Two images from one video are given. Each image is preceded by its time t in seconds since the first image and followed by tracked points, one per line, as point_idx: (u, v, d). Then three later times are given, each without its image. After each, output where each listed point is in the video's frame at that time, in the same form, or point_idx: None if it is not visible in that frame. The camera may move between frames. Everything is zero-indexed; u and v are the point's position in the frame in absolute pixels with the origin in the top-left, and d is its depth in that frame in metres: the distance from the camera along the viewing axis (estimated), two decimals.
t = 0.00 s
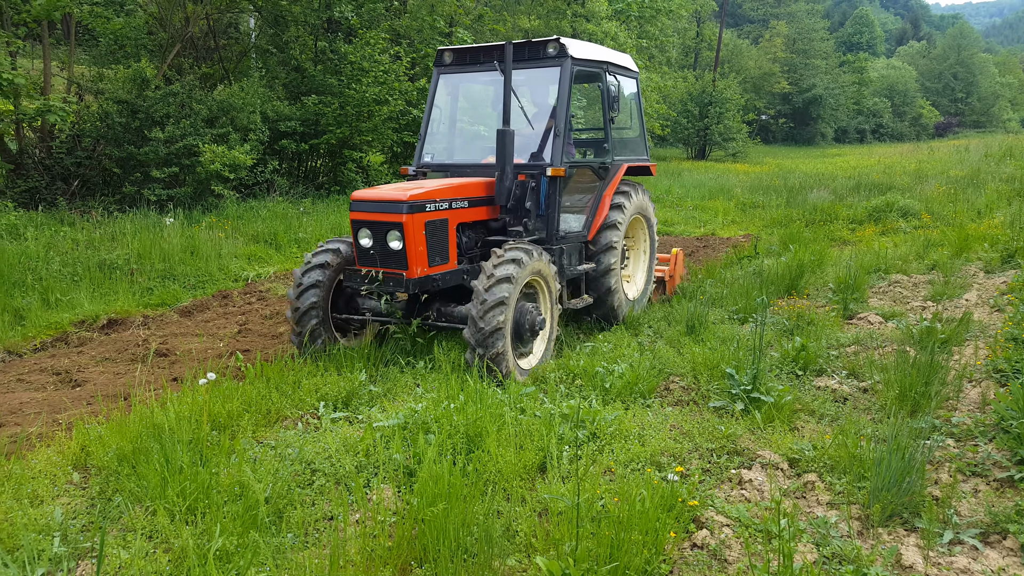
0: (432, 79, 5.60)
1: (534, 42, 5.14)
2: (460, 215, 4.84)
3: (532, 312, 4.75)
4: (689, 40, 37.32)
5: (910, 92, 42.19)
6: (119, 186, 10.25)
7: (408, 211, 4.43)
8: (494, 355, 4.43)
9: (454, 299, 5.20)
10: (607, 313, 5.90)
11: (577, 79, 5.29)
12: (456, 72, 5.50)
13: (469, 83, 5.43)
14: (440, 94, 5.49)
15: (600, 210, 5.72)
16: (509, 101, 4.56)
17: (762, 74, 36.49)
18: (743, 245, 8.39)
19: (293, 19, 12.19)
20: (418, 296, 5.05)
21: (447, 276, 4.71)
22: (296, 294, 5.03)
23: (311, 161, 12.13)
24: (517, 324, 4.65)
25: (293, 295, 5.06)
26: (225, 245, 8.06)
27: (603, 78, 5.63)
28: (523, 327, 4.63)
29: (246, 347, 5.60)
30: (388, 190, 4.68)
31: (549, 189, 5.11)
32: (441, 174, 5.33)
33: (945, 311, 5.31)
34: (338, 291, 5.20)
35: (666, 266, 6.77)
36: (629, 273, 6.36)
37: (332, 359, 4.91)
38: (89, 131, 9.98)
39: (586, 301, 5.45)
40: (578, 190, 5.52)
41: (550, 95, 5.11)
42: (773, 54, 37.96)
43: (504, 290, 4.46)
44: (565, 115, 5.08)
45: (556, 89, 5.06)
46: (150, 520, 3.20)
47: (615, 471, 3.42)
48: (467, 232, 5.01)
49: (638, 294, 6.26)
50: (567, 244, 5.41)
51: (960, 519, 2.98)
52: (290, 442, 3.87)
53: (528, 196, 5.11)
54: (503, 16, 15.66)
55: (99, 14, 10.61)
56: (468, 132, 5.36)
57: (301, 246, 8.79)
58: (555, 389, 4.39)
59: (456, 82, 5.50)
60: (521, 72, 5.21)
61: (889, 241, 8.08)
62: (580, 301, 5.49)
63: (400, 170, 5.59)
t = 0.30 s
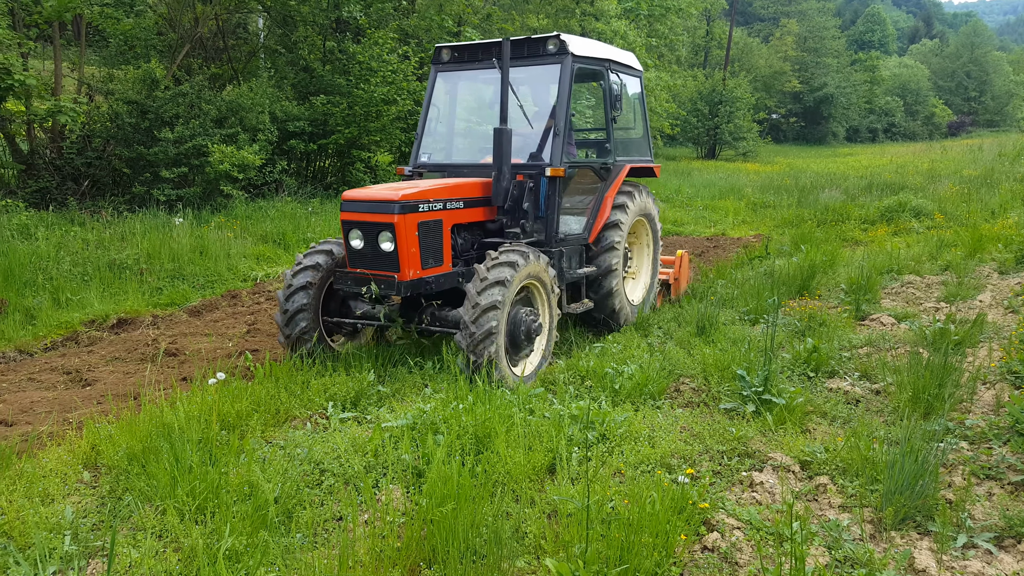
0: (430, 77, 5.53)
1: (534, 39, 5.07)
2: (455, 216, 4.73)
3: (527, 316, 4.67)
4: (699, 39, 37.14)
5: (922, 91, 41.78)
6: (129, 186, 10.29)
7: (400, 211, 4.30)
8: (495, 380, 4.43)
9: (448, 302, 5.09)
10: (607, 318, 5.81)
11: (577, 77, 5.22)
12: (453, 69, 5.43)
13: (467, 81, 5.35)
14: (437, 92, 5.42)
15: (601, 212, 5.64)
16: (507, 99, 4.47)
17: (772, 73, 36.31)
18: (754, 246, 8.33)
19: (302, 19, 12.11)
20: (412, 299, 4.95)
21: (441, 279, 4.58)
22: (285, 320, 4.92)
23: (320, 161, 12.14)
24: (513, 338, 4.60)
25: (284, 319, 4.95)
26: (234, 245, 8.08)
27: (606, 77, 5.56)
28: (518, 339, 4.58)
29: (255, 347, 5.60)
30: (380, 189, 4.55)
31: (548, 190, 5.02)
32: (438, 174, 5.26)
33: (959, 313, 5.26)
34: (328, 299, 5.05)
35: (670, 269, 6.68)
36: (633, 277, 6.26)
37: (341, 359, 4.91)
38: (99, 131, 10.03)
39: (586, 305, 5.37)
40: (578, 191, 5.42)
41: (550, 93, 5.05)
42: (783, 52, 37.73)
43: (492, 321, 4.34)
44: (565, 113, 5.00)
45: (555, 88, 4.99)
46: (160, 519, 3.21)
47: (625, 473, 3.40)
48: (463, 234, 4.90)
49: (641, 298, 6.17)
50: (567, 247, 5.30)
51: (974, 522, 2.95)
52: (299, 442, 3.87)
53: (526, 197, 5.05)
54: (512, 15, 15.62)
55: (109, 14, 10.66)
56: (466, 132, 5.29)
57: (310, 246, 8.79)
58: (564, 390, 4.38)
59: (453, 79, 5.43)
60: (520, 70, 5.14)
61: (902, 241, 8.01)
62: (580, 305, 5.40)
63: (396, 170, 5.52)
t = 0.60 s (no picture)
0: (427, 75, 5.51)
1: (533, 36, 5.03)
2: (449, 217, 4.68)
3: (519, 321, 4.62)
4: (707, 40, 37.07)
5: (932, 93, 42.06)
6: (138, 185, 10.33)
7: (391, 211, 4.25)
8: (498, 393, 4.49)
9: (442, 306, 5.02)
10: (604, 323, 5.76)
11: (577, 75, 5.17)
12: (452, 67, 5.40)
13: (465, 79, 5.33)
14: (434, 90, 5.40)
15: (600, 215, 5.61)
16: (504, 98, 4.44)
17: (781, 74, 36.23)
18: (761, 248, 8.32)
19: (311, 18, 12.13)
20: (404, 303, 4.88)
21: (433, 281, 4.53)
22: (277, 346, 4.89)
23: (328, 161, 12.15)
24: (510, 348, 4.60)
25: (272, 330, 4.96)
26: (242, 244, 8.10)
27: (607, 76, 5.52)
28: (515, 347, 4.57)
29: (262, 346, 5.62)
30: (371, 189, 4.50)
31: (545, 192, 4.99)
32: (433, 174, 5.23)
33: (968, 315, 5.25)
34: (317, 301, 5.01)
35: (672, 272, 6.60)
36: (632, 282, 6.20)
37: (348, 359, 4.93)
38: (109, 129, 10.07)
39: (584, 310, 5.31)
40: (577, 194, 5.40)
41: (548, 91, 5.00)
42: (792, 53, 37.62)
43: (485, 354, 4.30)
44: (563, 112, 4.94)
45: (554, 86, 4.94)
46: (168, 516, 3.22)
47: (632, 474, 3.41)
48: (457, 235, 4.85)
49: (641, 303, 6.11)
50: (564, 250, 5.30)
51: (982, 526, 2.94)
52: (307, 441, 3.88)
53: (522, 199, 4.99)
54: (521, 15, 15.61)
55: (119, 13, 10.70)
56: (462, 131, 5.26)
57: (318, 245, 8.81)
58: (571, 391, 4.38)
59: (451, 77, 5.40)
60: (518, 67, 5.10)
61: (910, 243, 7.99)
62: (577, 310, 5.35)
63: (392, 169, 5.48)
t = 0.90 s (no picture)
0: (419, 74, 5.43)
1: (526, 34, 4.92)
2: (439, 220, 4.61)
3: (509, 327, 4.52)
4: (715, 40, 36.98)
5: (941, 93, 41.96)
6: (147, 185, 10.38)
7: (377, 214, 4.18)
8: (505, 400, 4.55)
9: (432, 311, 4.90)
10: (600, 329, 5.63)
11: (572, 74, 5.08)
12: (445, 66, 5.33)
13: (459, 79, 5.26)
14: (426, 90, 5.33)
15: (597, 217, 5.53)
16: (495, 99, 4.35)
17: (789, 74, 36.14)
18: (769, 248, 8.30)
19: (319, 19, 12.20)
20: (393, 308, 4.74)
21: (422, 286, 4.45)
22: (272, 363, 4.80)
23: (335, 161, 12.18)
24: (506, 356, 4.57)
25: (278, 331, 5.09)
26: (250, 244, 8.13)
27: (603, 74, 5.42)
28: (508, 353, 4.53)
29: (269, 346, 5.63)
30: (357, 191, 4.43)
31: (539, 193, 4.90)
32: (425, 175, 5.16)
33: (977, 316, 5.23)
34: (304, 307, 4.87)
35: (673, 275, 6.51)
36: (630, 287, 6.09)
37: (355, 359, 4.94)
38: (118, 130, 10.14)
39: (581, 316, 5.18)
40: (572, 195, 5.35)
41: (541, 91, 4.91)
42: (800, 54, 37.46)
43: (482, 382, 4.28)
44: (558, 112, 4.85)
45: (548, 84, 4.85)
46: (177, 515, 3.23)
47: (640, 475, 3.40)
48: (448, 238, 4.78)
49: (640, 308, 5.98)
50: (559, 253, 5.20)
51: (992, 528, 2.92)
52: (314, 441, 3.89)
53: (515, 201, 4.90)
54: (528, 16, 15.61)
55: (128, 14, 10.77)
56: (454, 132, 5.18)
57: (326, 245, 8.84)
58: (579, 391, 4.38)
59: (443, 76, 5.33)
60: (511, 65, 5.00)
61: (919, 244, 7.96)
62: (573, 315, 5.23)
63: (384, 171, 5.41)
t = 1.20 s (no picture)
0: (411, 74, 5.36)
1: (520, 32, 4.83)
2: (429, 223, 4.52)
3: (500, 335, 4.39)
4: (723, 40, 36.81)
5: (951, 93, 41.77)
6: (156, 186, 10.44)
7: (362, 217, 4.08)
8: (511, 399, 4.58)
9: (421, 317, 4.78)
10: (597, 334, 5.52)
11: (566, 73, 4.98)
12: (437, 65, 5.24)
13: (451, 78, 5.16)
14: (418, 90, 5.25)
15: (593, 219, 5.39)
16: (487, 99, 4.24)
17: (798, 74, 36.02)
18: (778, 248, 8.28)
19: (327, 21, 12.24)
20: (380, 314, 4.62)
21: (410, 291, 4.36)
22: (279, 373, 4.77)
23: (343, 162, 12.18)
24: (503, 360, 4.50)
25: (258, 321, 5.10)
26: (259, 245, 8.15)
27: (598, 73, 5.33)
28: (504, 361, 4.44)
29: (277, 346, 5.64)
30: (343, 194, 4.34)
31: (533, 195, 4.79)
32: (417, 177, 5.07)
33: (988, 317, 5.20)
34: (292, 313, 4.76)
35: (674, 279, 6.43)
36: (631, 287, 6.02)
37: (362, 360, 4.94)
38: (127, 131, 10.20)
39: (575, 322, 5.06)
40: (568, 197, 5.23)
41: (535, 90, 4.81)
42: (809, 54, 37.29)
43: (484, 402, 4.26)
44: (552, 112, 4.75)
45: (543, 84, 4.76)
46: (186, 515, 3.24)
47: (648, 476, 3.40)
48: (438, 242, 4.67)
49: (638, 312, 5.87)
50: (554, 257, 5.08)
51: (1003, 530, 2.91)
52: (322, 441, 3.90)
53: (507, 203, 4.75)
54: (536, 16, 15.60)
55: (137, 16, 10.83)
56: (446, 132, 5.10)
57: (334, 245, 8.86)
58: (587, 392, 4.38)
59: (436, 76, 5.25)
60: (504, 64, 4.90)
61: (929, 245, 7.92)
62: (568, 321, 5.11)
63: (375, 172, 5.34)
